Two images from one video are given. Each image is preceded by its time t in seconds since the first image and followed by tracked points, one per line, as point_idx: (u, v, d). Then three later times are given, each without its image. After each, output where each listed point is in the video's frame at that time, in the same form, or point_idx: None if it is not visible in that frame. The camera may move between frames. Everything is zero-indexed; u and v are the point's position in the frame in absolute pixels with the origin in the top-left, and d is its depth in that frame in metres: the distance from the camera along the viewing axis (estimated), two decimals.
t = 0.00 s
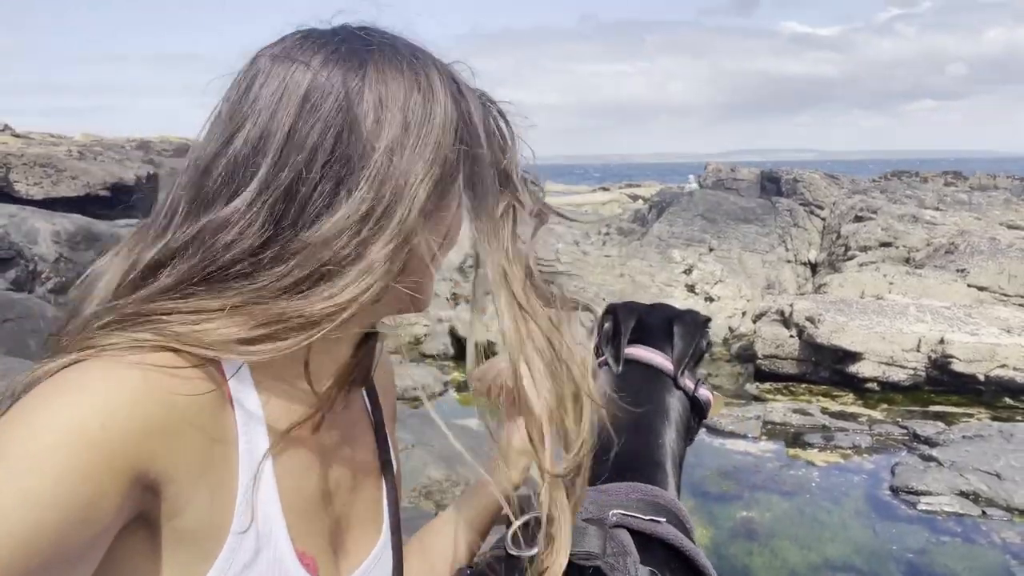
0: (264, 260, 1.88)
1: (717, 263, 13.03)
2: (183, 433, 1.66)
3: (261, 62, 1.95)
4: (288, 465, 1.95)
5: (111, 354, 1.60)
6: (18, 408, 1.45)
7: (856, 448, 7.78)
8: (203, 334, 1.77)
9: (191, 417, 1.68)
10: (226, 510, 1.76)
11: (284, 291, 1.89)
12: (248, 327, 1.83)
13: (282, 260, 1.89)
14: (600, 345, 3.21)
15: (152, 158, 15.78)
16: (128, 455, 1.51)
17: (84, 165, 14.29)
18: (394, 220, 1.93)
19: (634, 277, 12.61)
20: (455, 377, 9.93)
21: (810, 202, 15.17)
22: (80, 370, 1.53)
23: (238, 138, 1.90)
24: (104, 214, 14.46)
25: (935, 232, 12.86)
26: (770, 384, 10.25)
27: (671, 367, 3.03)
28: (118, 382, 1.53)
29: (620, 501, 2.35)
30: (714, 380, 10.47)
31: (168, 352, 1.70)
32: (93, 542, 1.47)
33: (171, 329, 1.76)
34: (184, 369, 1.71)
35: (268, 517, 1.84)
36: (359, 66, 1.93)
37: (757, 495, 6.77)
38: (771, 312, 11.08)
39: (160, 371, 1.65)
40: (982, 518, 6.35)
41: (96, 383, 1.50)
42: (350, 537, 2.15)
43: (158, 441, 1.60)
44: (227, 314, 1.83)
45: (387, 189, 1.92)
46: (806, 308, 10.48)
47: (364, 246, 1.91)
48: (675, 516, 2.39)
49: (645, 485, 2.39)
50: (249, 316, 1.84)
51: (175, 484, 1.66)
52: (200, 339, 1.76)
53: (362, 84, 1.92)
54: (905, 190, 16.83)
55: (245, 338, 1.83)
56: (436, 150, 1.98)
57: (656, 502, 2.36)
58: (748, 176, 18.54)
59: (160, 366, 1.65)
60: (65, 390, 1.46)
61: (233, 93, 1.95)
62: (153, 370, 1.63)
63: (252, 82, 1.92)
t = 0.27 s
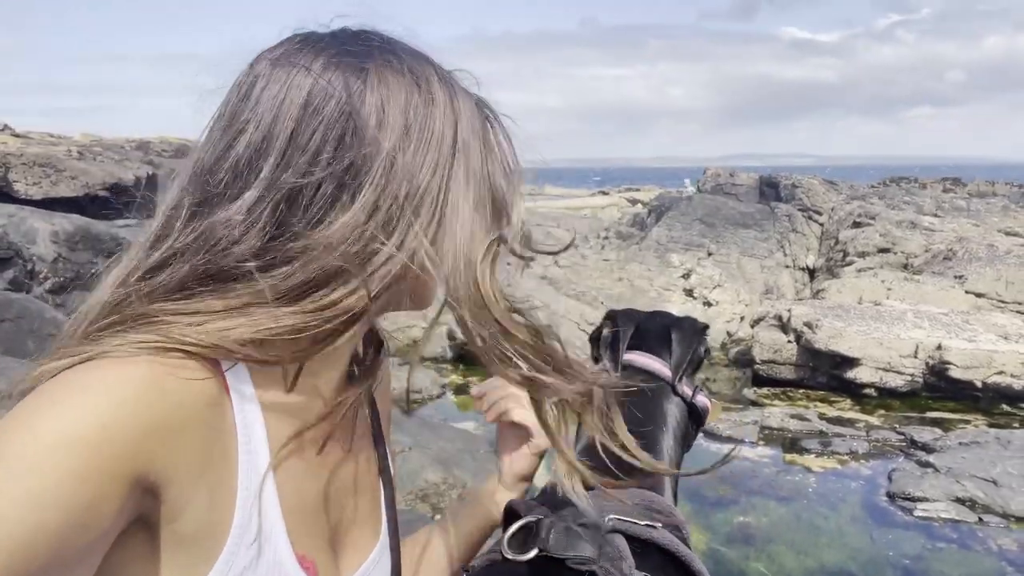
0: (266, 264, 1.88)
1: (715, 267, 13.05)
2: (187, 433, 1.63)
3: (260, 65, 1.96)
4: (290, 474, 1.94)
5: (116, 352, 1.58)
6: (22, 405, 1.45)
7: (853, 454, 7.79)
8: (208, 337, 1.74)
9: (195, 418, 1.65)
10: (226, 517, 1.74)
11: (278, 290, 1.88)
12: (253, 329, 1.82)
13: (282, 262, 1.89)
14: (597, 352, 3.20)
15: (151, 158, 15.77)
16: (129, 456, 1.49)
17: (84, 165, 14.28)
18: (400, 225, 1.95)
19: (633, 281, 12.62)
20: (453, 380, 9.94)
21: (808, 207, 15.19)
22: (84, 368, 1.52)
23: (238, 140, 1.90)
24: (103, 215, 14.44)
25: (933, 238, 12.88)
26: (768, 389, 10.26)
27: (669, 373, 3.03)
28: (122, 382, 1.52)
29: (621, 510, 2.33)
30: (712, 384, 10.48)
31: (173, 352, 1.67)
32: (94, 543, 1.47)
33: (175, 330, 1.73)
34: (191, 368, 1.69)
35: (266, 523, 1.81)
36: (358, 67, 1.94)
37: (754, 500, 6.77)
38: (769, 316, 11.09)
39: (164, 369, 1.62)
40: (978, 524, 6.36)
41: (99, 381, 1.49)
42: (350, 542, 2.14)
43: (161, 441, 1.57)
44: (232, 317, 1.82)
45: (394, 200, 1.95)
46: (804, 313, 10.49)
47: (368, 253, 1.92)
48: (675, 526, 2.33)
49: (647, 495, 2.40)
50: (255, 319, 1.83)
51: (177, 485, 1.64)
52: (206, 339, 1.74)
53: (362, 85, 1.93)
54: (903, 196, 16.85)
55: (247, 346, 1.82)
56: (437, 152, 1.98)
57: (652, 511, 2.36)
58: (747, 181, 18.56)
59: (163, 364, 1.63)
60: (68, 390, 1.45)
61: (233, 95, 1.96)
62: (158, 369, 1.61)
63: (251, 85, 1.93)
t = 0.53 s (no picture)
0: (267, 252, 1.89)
1: (711, 269, 13.07)
2: (183, 428, 1.62)
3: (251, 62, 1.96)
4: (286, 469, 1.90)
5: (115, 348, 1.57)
6: (17, 399, 1.45)
7: (847, 454, 7.81)
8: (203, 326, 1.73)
9: (193, 414, 1.63)
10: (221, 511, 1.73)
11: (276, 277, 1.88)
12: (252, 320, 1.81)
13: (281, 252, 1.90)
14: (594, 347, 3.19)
15: (146, 158, 15.73)
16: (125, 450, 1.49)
17: (79, 164, 14.23)
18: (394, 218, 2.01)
19: (629, 282, 12.63)
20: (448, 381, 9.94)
21: (804, 209, 15.22)
22: (79, 363, 1.51)
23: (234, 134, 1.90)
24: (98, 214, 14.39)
25: (928, 240, 12.92)
26: (763, 390, 10.28)
27: (665, 369, 3.03)
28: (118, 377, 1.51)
29: (611, 499, 2.32)
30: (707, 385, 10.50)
31: (172, 346, 1.66)
32: (89, 535, 1.47)
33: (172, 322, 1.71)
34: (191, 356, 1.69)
35: (261, 522, 1.82)
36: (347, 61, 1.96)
37: (749, 501, 6.78)
38: (764, 318, 11.09)
39: (162, 364, 1.61)
40: (972, 525, 6.38)
41: (94, 376, 1.49)
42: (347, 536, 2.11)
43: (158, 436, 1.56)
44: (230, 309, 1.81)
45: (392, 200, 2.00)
46: (799, 314, 10.51)
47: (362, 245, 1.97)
48: (665, 518, 2.37)
49: (637, 485, 2.39)
50: (253, 309, 1.83)
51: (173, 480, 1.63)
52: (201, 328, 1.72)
53: (351, 80, 1.95)
54: (898, 198, 16.89)
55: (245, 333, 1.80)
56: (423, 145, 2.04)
57: (645, 502, 2.36)
58: (743, 183, 18.59)
59: (161, 361, 1.61)
60: (64, 383, 1.45)
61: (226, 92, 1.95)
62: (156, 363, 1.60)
63: (244, 81, 1.94)
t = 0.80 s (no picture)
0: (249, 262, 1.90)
1: (705, 270, 13.10)
2: (187, 433, 1.56)
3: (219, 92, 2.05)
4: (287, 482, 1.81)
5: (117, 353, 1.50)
6: (25, 405, 1.39)
7: (841, 457, 7.83)
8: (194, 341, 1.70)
9: (199, 418, 1.58)
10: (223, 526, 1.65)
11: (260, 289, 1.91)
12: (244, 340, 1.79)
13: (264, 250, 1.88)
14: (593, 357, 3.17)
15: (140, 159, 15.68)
16: (130, 458, 1.44)
17: (72, 165, 14.19)
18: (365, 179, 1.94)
19: (623, 284, 12.64)
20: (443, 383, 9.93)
21: (798, 211, 15.27)
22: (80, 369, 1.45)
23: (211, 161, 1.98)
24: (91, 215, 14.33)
25: (921, 242, 12.98)
26: (757, 391, 10.30)
27: (665, 379, 3.02)
28: (119, 384, 1.44)
29: (609, 512, 2.31)
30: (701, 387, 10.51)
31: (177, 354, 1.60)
32: (93, 544, 1.42)
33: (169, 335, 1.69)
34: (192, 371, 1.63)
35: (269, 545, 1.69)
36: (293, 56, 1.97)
37: (744, 503, 6.79)
38: (758, 319, 11.12)
39: (162, 369, 1.54)
40: (966, 527, 6.40)
41: (95, 384, 1.42)
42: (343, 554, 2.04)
43: (162, 442, 1.51)
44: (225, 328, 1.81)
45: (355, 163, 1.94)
46: (793, 316, 10.54)
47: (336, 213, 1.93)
48: (666, 526, 2.37)
49: (635, 496, 2.37)
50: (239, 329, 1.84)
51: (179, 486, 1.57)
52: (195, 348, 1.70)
53: (294, 68, 1.94)
54: (891, 200, 16.96)
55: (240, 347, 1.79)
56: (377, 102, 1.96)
57: (645, 513, 2.34)
58: (737, 184, 18.64)
59: (161, 367, 1.53)
60: (65, 392, 1.39)
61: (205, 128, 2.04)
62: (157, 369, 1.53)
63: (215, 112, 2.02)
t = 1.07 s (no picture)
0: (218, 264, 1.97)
1: (700, 272, 13.11)
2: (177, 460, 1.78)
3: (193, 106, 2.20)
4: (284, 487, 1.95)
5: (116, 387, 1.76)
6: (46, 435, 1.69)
7: (836, 459, 7.83)
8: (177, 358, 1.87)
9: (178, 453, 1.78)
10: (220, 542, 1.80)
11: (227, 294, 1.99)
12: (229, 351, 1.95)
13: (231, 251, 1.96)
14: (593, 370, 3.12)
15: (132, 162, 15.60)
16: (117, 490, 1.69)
17: (63, 168, 14.14)
18: (293, 136, 1.89)
19: (618, 286, 12.63)
20: (437, 387, 9.92)
21: (791, 213, 15.29)
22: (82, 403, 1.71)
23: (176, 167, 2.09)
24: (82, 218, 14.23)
25: (914, 243, 13.01)
26: (751, 393, 10.30)
27: (666, 395, 2.98)
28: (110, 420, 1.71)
29: (611, 532, 2.28)
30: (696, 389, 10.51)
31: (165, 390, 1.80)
32: (90, 558, 1.70)
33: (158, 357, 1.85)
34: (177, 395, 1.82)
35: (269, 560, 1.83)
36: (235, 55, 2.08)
37: (739, 506, 6.78)
38: (753, 321, 11.13)
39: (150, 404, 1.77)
40: (961, 529, 6.41)
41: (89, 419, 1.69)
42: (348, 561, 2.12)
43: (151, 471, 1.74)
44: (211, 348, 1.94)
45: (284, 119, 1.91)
46: (787, 318, 10.54)
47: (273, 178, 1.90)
48: (666, 547, 2.33)
49: (636, 516, 2.34)
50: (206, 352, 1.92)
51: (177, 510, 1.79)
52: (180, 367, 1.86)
53: (231, 64, 2.05)
54: (884, 202, 17.00)
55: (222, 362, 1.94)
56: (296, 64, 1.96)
57: (647, 533, 2.31)
58: (731, 186, 18.66)
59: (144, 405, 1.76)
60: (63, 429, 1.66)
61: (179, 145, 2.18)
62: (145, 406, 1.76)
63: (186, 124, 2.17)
